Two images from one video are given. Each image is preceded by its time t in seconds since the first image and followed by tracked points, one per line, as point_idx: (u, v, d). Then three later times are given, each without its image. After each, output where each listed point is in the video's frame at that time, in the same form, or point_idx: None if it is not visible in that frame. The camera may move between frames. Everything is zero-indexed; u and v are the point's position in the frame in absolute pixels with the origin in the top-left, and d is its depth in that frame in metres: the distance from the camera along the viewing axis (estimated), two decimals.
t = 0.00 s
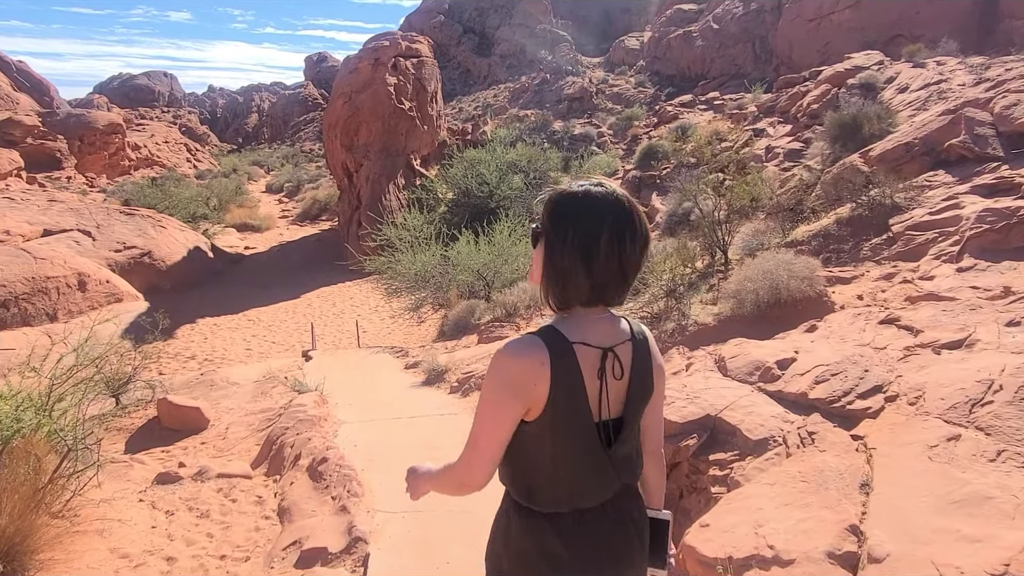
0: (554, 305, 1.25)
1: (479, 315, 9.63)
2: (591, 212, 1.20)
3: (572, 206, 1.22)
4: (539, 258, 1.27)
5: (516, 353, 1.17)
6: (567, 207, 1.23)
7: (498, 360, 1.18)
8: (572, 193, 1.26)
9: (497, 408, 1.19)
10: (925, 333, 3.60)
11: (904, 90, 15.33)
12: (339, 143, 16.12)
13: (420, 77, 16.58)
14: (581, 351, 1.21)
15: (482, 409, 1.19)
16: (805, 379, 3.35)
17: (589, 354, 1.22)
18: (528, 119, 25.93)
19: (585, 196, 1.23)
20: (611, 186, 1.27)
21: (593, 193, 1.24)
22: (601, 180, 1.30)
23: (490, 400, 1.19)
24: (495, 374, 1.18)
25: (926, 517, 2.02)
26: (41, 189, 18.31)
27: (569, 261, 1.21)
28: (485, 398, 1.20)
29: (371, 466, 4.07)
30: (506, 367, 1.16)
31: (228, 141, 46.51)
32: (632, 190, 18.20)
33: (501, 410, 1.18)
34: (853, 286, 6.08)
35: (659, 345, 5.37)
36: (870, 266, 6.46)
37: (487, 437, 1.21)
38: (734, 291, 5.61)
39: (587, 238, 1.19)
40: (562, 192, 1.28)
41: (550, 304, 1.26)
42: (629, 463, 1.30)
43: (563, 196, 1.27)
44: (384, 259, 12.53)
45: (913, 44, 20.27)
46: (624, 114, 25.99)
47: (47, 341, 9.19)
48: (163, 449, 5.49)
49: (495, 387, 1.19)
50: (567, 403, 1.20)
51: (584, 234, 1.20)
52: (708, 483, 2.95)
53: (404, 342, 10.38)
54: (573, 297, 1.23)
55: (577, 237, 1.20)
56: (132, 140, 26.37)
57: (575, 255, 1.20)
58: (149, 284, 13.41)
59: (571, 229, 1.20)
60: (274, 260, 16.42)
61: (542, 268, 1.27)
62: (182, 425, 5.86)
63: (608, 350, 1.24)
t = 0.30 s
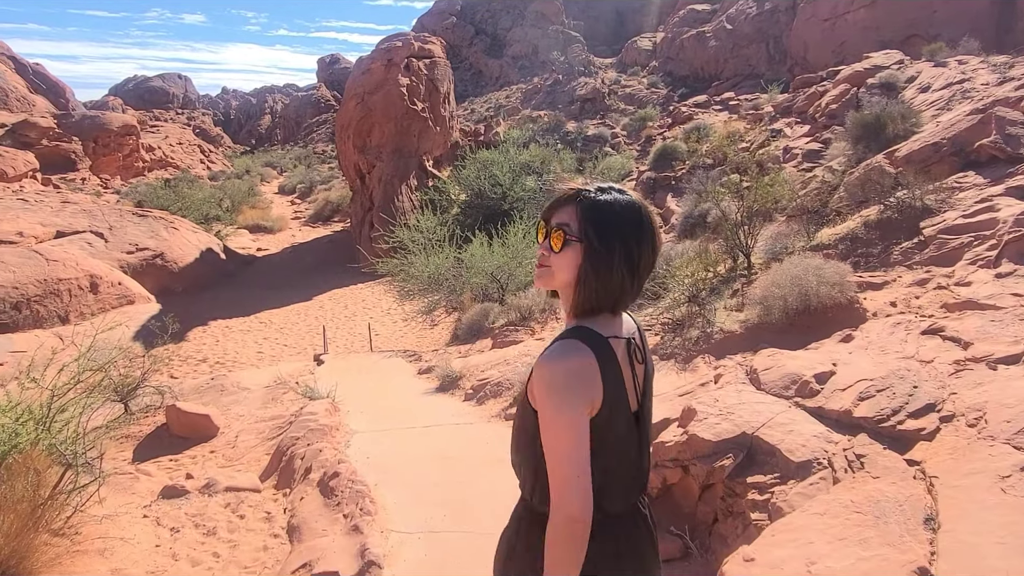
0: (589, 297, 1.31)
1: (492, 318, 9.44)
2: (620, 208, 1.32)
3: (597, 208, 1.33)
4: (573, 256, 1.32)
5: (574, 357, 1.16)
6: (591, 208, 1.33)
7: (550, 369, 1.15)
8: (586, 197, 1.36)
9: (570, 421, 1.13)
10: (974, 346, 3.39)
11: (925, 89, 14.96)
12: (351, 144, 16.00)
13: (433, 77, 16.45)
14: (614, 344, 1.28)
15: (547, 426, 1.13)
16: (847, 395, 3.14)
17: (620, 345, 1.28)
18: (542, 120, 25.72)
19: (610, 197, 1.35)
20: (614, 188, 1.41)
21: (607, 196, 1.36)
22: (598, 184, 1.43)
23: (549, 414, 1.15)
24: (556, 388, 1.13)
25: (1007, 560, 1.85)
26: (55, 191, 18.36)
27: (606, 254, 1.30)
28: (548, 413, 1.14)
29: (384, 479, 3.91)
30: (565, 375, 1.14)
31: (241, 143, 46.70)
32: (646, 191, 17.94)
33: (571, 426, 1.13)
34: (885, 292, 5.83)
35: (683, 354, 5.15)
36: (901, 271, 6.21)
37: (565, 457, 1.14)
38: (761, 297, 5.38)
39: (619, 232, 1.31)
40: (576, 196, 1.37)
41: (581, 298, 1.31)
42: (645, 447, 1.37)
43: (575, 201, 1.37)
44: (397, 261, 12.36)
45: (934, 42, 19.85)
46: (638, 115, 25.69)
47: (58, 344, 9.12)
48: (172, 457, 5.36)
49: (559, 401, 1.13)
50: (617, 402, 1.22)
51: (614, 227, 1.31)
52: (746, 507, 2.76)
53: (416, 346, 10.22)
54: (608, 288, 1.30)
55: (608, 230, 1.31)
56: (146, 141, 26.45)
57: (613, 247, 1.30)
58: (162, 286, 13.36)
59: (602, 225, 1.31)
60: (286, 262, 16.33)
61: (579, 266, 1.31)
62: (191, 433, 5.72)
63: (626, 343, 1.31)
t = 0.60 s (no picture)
0: (617, 315, 1.47)
1: (504, 320, 9.28)
2: (639, 231, 1.49)
3: (619, 230, 1.47)
4: (606, 278, 1.44)
5: (617, 383, 1.21)
6: (615, 231, 1.47)
7: (599, 398, 1.20)
8: (603, 220, 1.48)
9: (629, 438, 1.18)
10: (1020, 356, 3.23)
11: (942, 88, 14.66)
12: (359, 144, 15.86)
13: (442, 77, 16.31)
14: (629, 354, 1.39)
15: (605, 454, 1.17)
16: (889, 407, 2.98)
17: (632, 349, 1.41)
18: (550, 120, 25.54)
19: (626, 217, 1.50)
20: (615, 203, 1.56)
21: (620, 213, 1.50)
22: (606, 199, 1.55)
23: (598, 441, 1.20)
24: (607, 417, 1.18)
25: None
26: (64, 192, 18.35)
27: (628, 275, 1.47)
28: (603, 439, 1.19)
29: (398, 491, 3.75)
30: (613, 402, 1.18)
31: (250, 144, 46.86)
32: (657, 191, 17.73)
33: (627, 449, 1.18)
34: (913, 295, 5.63)
35: (705, 359, 4.96)
36: (929, 273, 5.99)
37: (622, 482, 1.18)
38: (786, 300, 5.19)
39: (640, 255, 1.48)
40: (596, 218, 1.49)
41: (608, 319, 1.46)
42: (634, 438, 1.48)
43: (595, 222, 1.49)
44: (406, 262, 12.18)
45: (949, 40, 19.54)
46: (647, 114, 25.44)
47: (65, 345, 9.02)
48: (178, 464, 5.22)
49: (611, 428, 1.18)
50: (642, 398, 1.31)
51: (635, 249, 1.47)
52: (785, 527, 2.58)
53: (425, 348, 10.09)
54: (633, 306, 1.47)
55: (632, 253, 1.47)
56: (154, 142, 26.45)
57: (638, 269, 1.47)
58: (170, 287, 13.29)
59: (627, 250, 1.47)
60: (294, 263, 16.24)
61: (611, 287, 1.45)
62: (197, 439, 5.58)
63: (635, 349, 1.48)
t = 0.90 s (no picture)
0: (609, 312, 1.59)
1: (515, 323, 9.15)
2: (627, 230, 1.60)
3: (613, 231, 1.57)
4: (612, 277, 1.51)
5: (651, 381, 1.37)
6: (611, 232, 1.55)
7: (648, 396, 1.35)
8: (596, 220, 1.55)
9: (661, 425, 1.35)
10: None
11: (962, 88, 14.37)
12: (371, 145, 15.81)
13: (453, 78, 16.20)
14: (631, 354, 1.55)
15: (656, 444, 1.33)
16: (926, 424, 2.82)
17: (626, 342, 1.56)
18: (562, 121, 25.38)
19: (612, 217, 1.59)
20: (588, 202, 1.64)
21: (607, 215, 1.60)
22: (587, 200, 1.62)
23: (644, 437, 1.35)
24: (657, 414, 1.34)
25: None
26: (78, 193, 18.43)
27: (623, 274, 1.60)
28: (648, 430, 1.34)
29: (407, 504, 3.64)
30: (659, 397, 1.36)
31: (262, 145, 47.11)
32: (670, 193, 17.53)
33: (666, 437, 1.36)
34: (940, 301, 5.44)
35: (723, 367, 4.78)
36: (956, 279, 5.79)
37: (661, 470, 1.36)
38: (808, 306, 4.99)
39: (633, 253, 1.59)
40: (592, 219, 1.54)
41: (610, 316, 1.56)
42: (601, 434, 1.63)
43: (592, 224, 1.54)
44: (417, 264, 12.08)
45: (967, 41, 19.19)
46: (660, 115, 25.20)
47: (75, 347, 8.99)
48: (184, 471, 5.13)
49: (657, 423, 1.34)
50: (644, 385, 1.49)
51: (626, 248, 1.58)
52: (818, 552, 2.42)
53: (436, 351, 9.98)
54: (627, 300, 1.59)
55: (627, 253, 1.57)
56: (167, 143, 26.57)
57: (628, 267, 1.60)
58: (181, 288, 13.26)
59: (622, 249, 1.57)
60: (305, 264, 16.20)
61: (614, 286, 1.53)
62: (204, 444, 5.49)
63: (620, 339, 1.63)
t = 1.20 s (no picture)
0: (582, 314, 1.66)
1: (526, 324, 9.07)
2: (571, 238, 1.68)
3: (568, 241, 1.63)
4: (578, 278, 1.55)
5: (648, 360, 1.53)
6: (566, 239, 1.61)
7: (655, 374, 1.50)
8: (550, 231, 1.60)
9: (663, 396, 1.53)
10: None
11: (983, 84, 14.09)
12: (383, 146, 15.81)
13: (465, 78, 16.14)
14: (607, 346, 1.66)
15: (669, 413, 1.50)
16: (950, 430, 2.70)
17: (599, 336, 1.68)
18: (575, 121, 25.26)
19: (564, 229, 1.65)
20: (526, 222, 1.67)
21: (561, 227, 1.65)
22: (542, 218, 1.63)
23: (657, 413, 1.50)
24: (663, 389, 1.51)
25: None
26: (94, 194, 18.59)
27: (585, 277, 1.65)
28: (659, 403, 1.50)
29: (413, 510, 3.56)
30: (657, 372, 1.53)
31: (277, 146, 47.43)
32: (684, 192, 17.37)
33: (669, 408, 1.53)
34: (962, 301, 5.28)
35: (738, 369, 4.67)
36: (978, 278, 5.63)
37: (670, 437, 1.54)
38: (825, 306, 4.86)
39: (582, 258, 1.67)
40: (544, 231, 1.59)
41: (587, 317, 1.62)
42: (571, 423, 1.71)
43: (549, 236, 1.59)
44: (428, 264, 12.03)
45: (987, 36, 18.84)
46: (674, 114, 24.99)
47: (88, 347, 9.03)
48: (192, 473, 5.10)
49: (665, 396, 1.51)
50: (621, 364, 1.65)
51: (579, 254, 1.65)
52: (837, 564, 2.34)
53: (447, 351, 9.93)
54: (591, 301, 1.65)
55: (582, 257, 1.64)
56: (181, 144, 26.77)
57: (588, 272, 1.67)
58: (194, 289, 13.31)
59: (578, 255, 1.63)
60: (317, 265, 16.25)
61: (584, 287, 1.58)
62: (212, 446, 5.46)
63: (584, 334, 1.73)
